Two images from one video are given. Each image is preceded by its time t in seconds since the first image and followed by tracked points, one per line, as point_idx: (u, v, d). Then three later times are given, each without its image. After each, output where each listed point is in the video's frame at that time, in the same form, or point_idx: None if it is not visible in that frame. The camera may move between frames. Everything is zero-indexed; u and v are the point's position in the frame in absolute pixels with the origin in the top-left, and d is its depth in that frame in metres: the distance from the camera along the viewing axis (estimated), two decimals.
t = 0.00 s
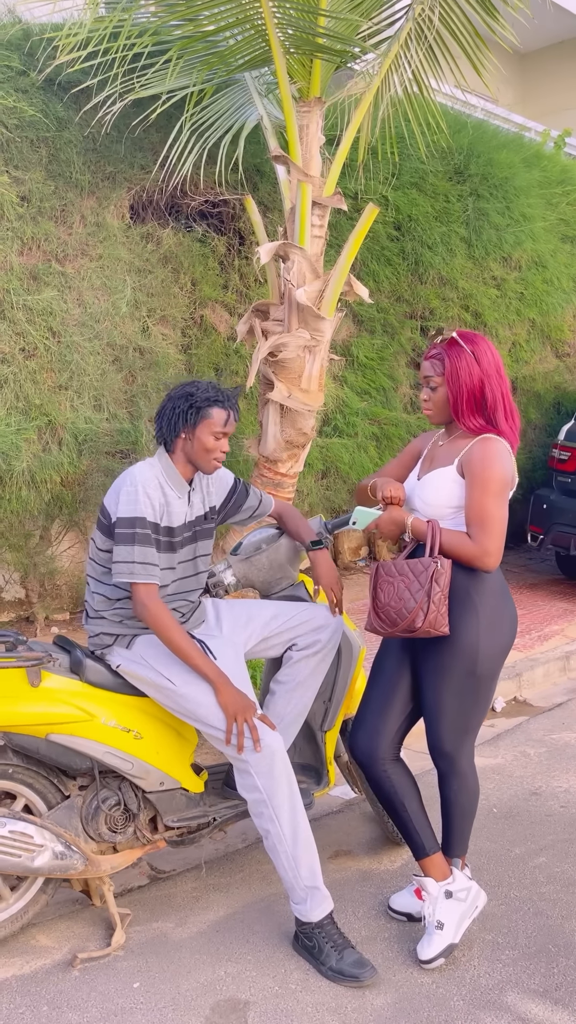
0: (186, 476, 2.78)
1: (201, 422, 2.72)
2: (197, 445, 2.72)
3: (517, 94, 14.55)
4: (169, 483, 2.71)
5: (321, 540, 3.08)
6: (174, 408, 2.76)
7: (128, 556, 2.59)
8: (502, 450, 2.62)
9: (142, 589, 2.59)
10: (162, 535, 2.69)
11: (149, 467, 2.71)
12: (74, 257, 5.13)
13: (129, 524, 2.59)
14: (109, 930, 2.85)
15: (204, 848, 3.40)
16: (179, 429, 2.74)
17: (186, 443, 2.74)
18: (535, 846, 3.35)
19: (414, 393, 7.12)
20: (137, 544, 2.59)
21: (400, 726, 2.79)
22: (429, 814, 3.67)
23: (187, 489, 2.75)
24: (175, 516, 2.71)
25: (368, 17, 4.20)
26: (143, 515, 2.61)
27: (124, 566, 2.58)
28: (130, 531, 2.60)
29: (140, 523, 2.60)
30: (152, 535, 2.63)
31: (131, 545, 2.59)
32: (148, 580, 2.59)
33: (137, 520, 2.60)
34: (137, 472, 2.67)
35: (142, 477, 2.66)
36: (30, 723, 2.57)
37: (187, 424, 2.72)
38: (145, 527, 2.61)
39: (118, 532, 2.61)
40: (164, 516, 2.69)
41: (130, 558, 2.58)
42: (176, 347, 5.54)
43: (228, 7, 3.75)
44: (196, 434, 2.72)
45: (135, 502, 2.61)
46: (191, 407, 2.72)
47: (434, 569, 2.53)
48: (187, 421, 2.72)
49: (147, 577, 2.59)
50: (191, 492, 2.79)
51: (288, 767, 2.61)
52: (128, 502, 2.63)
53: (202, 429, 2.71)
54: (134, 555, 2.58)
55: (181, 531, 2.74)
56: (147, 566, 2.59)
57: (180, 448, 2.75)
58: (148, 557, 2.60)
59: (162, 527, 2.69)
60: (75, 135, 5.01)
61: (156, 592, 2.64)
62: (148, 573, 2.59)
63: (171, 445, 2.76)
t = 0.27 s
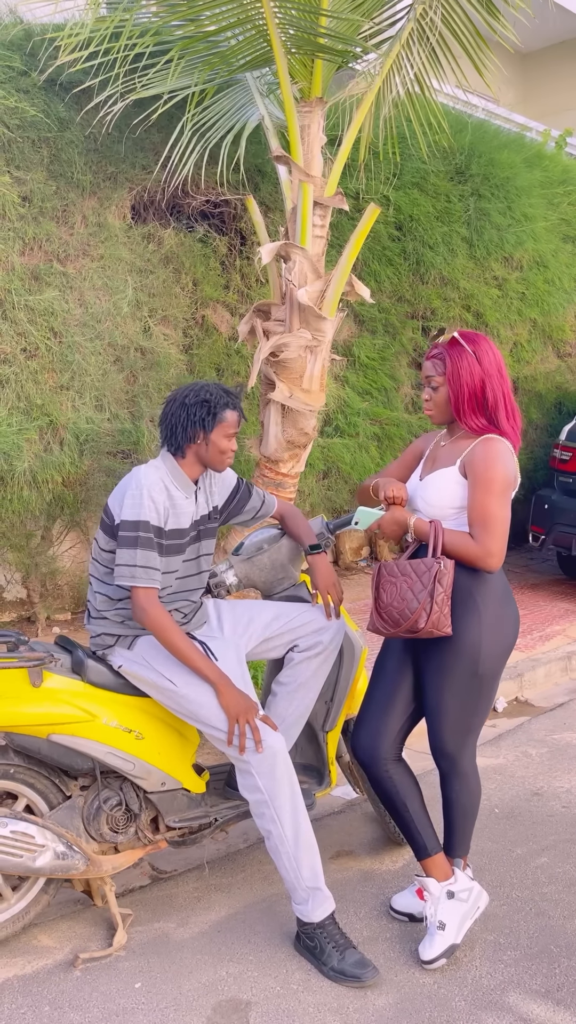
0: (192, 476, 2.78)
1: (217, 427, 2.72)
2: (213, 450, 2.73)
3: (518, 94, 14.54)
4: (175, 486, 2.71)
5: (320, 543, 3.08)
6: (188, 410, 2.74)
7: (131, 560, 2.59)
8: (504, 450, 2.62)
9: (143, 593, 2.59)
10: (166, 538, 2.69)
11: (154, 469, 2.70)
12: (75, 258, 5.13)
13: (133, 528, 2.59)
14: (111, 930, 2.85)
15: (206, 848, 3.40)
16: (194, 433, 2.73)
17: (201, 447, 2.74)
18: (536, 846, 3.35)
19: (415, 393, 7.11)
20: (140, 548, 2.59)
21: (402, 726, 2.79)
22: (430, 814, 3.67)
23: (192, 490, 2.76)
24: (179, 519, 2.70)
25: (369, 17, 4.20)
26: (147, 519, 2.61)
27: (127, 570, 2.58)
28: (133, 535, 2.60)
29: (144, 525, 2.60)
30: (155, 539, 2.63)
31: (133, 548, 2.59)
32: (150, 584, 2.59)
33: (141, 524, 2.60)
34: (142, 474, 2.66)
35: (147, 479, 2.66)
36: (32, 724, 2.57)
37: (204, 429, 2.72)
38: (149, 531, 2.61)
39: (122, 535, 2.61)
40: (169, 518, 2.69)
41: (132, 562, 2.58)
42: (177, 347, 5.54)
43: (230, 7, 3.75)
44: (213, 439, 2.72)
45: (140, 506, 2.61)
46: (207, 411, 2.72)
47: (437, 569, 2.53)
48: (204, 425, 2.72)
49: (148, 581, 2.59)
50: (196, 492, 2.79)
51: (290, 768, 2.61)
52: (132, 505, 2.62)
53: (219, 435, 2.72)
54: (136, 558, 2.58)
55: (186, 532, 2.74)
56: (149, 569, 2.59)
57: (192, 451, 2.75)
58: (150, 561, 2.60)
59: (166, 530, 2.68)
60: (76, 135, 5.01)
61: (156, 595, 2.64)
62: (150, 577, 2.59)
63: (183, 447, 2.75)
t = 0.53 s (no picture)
0: (192, 476, 2.78)
1: (218, 427, 2.73)
2: (214, 450, 2.74)
3: (519, 94, 14.54)
4: (174, 488, 2.70)
5: (321, 545, 3.08)
6: (189, 411, 2.73)
7: (129, 562, 2.58)
8: (505, 451, 2.62)
9: (141, 596, 2.59)
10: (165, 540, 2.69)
11: (153, 471, 2.70)
12: (76, 258, 5.13)
13: (131, 531, 2.59)
14: (112, 931, 2.85)
15: (207, 848, 3.40)
16: (196, 434, 2.72)
17: (203, 448, 2.74)
18: (537, 847, 3.35)
19: (416, 393, 7.11)
20: (138, 551, 2.58)
21: (403, 727, 2.78)
22: (431, 815, 3.67)
23: (192, 490, 2.76)
24: (178, 520, 2.70)
25: (370, 17, 4.20)
26: (145, 521, 2.61)
27: (125, 573, 2.58)
28: (131, 537, 2.60)
29: (142, 527, 2.60)
30: (153, 541, 2.63)
31: (132, 551, 2.59)
32: (147, 587, 2.59)
33: (139, 527, 2.60)
34: (140, 476, 2.66)
35: (145, 481, 2.66)
36: (33, 724, 2.57)
37: (206, 430, 2.72)
38: (147, 534, 2.60)
39: (119, 536, 2.61)
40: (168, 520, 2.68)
41: (130, 565, 2.58)
42: (178, 347, 5.54)
43: (231, 8, 3.75)
44: (214, 439, 2.73)
45: (138, 509, 2.61)
46: (208, 410, 2.72)
47: (437, 570, 2.52)
48: (205, 425, 2.72)
49: (146, 584, 2.59)
50: (196, 492, 2.79)
51: (291, 768, 2.61)
52: (130, 507, 2.62)
53: (220, 435, 2.73)
54: (134, 561, 2.58)
55: (186, 533, 2.74)
56: (147, 572, 2.59)
57: (192, 453, 2.75)
58: (148, 564, 2.59)
59: (164, 532, 2.67)
60: (77, 135, 5.01)
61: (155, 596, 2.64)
62: (148, 580, 2.59)
63: (184, 448, 2.74)
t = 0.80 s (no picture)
0: (193, 476, 2.78)
1: (218, 428, 2.73)
2: (214, 451, 2.74)
3: (521, 95, 14.54)
4: (175, 489, 2.71)
5: (321, 547, 3.08)
6: (189, 412, 2.73)
7: (130, 564, 2.58)
8: (507, 452, 2.62)
9: (142, 598, 2.58)
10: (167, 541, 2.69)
11: (154, 472, 2.70)
12: (77, 259, 5.13)
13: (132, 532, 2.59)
14: (112, 932, 2.85)
15: (207, 850, 3.40)
16: (197, 435, 2.72)
17: (203, 449, 2.74)
18: (538, 848, 3.35)
19: (417, 393, 7.10)
20: (139, 552, 2.58)
21: (403, 729, 2.78)
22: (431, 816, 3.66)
23: (194, 491, 2.76)
24: (179, 521, 2.70)
25: (371, 17, 4.20)
26: (146, 522, 2.61)
27: (126, 574, 2.58)
28: (132, 539, 2.60)
29: (143, 529, 2.60)
30: (155, 542, 2.63)
31: (133, 552, 2.59)
32: (149, 589, 2.58)
33: (140, 528, 2.60)
34: (141, 477, 2.66)
35: (147, 483, 2.66)
36: (34, 726, 2.57)
37: (206, 431, 2.72)
38: (148, 535, 2.60)
39: (121, 537, 2.61)
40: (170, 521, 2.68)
41: (132, 566, 2.58)
42: (179, 348, 5.54)
43: (232, 8, 3.75)
44: (215, 439, 2.73)
45: (139, 510, 2.61)
46: (208, 411, 2.72)
47: (439, 571, 2.52)
48: (206, 426, 2.72)
49: (147, 586, 2.58)
50: (197, 493, 2.79)
51: (291, 769, 2.61)
52: (132, 509, 2.62)
53: (220, 435, 2.73)
54: (135, 563, 2.58)
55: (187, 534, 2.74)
56: (148, 574, 2.59)
57: (193, 454, 2.75)
58: (149, 565, 2.59)
59: (166, 533, 2.67)
60: (78, 136, 5.01)
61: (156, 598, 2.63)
62: (149, 581, 2.59)
63: (185, 450, 2.74)
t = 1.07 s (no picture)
0: (192, 476, 2.78)
1: (217, 427, 2.73)
2: (213, 451, 2.74)
3: (521, 95, 14.53)
4: (175, 489, 2.70)
5: (321, 548, 3.08)
6: (187, 412, 2.73)
7: (130, 565, 2.58)
8: (507, 454, 2.61)
9: (142, 598, 2.58)
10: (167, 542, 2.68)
11: (154, 473, 2.70)
12: (77, 259, 5.13)
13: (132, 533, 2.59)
14: (112, 933, 2.85)
15: (207, 851, 3.39)
16: (195, 435, 2.72)
17: (202, 449, 2.73)
18: (538, 849, 3.34)
19: (418, 394, 7.10)
20: (139, 553, 2.58)
21: (403, 730, 2.78)
22: (432, 817, 3.66)
23: (194, 491, 2.76)
24: (180, 521, 2.70)
25: (371, 17, 4.19)
26: (146, 523, 2.61)
27: (126, 574, 2.58)
28: (132, 540, 2.59)
29: (143, 529, 2.60)
30: (155, 543, 2.62)
31: (133, 553, 2.59)
32: (149, 590, 2.58)
33: (140, 528, 2.60)
34: (141, 478, 2.66)
35: (147, 483, 2.65)
36: (33, 726, 2.57)
37: (204, 430, 2.71)
38: (148, 536, 2.60)
39: (121, 538, 2.61)
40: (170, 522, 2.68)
41: (132, 567, 2.58)
42: (179, 348, 5.54)
43: (232, 8, 3.74)
44: (213, 439, 2.72)
45: (139, 510, 2.61)
46: (206, 410, 2.72)
47: (439, 573, 2.52)
48: (204, 426, 2.71)
49: (148, 587, 2.58)
50: (198, 493, 2.79)
51: (291, 770, 2.60)
52: (132, 509, 2.62)
53: (219, 435, 2.73)
54: (135, 563, 2.58)
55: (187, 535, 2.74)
56: (148, 574, 2.58)
57: (192, 454, 2.75)
58: (149, 566, 2.59)
59: (166, 534, 2.67)
60: (78, 137, 5.01)
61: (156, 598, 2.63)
62: (150, 582, 2.58)
63: (184, 450, 2.74)
